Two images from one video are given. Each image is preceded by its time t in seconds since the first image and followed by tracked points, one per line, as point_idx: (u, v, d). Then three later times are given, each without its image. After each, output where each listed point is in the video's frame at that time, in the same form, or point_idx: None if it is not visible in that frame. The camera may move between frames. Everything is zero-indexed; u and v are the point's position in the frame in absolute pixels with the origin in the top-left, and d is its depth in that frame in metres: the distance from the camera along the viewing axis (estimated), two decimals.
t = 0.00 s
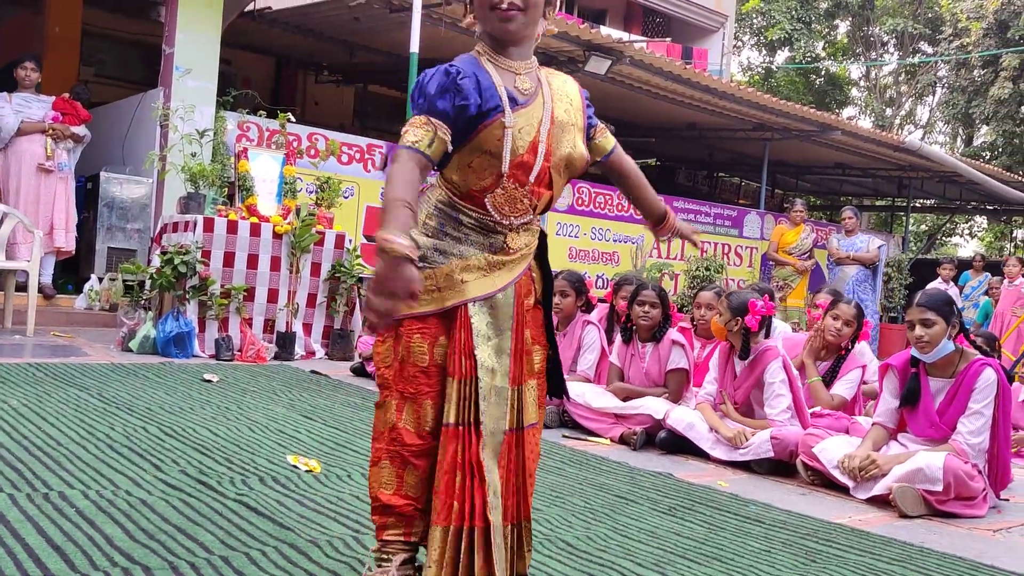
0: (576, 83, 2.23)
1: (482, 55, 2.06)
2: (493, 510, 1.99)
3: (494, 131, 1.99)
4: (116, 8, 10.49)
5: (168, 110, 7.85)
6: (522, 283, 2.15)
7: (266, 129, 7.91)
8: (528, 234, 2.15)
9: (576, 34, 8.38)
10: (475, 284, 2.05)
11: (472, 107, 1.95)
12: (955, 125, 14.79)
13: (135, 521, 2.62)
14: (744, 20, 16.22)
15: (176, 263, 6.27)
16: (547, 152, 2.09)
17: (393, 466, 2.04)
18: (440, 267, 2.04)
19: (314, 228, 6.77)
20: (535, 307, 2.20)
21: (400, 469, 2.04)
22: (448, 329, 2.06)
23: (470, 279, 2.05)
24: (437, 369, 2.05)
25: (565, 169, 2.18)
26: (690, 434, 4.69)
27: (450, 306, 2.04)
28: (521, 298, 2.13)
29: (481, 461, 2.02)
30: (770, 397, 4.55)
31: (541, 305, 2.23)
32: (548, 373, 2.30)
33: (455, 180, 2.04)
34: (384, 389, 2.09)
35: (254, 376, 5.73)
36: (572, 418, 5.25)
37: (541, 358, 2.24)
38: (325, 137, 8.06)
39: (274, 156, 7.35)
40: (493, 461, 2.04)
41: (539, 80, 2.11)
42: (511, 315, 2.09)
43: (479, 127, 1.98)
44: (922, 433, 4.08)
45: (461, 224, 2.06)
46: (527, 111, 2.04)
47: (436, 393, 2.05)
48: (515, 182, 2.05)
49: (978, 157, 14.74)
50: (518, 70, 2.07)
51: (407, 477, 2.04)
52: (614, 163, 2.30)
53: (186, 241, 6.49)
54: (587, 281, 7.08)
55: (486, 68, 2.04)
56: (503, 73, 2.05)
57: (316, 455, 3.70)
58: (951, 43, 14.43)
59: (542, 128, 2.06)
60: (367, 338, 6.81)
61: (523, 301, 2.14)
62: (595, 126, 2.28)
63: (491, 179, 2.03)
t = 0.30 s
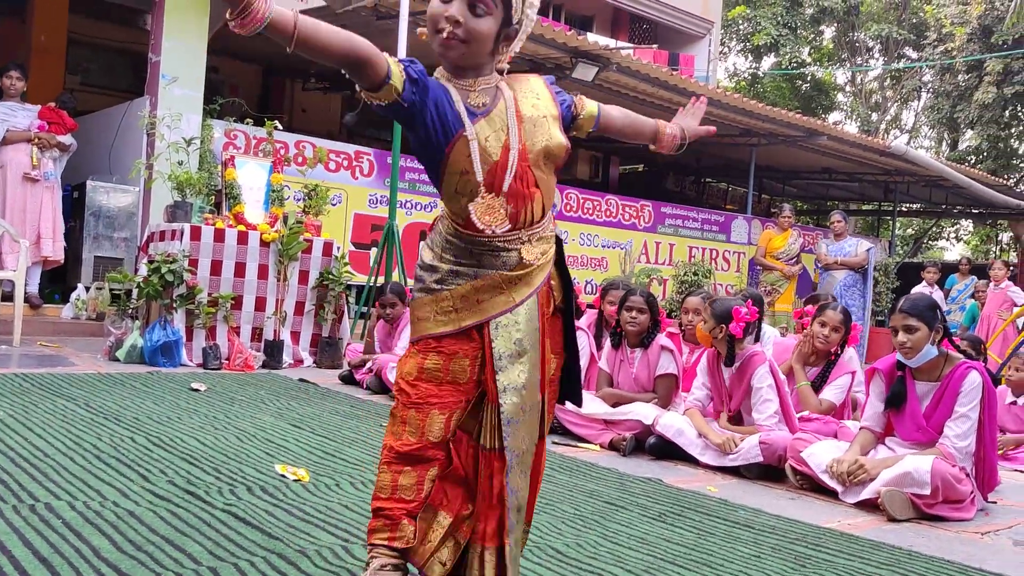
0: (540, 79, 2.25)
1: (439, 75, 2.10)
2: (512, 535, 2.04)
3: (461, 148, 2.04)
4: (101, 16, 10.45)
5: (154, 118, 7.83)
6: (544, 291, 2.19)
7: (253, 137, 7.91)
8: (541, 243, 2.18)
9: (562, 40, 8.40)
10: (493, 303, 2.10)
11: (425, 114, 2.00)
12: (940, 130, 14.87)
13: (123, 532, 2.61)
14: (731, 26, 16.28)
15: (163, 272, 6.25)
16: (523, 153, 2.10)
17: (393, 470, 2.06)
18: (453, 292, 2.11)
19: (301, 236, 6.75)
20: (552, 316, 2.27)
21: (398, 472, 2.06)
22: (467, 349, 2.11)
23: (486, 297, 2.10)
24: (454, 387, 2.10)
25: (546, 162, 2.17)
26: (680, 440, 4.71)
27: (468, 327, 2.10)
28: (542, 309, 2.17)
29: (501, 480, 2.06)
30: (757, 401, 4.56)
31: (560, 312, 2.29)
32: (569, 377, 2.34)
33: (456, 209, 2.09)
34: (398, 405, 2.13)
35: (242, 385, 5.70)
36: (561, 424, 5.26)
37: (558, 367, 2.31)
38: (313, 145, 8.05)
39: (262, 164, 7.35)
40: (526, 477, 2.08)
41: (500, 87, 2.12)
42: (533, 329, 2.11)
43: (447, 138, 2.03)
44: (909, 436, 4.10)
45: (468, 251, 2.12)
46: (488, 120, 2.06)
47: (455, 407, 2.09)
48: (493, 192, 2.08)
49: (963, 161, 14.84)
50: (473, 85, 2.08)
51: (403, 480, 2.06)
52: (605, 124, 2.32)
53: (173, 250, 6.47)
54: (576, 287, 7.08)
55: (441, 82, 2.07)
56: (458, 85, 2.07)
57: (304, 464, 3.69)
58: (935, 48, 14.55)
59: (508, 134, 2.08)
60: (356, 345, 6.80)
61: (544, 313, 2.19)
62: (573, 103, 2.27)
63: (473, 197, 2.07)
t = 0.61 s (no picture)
0: (539, 89, 2.27)
1: (440, 83, 2.12)
2: (504, 541, 2.08)
3: (459, 153, 2.05)
4: (91, 24, 10.42)
5: (145, 126, 7.81)
6: (532, 300, 2.22)
7: (244, 144, 7.90)
8: (531, 251, 2.21)
9: (553, 48, 8.42)
10: (477, 305, 2.12)
11: (427, 118, 2.02)
12: (929, 135, 14.93)
13: (114, 542, 2.59)
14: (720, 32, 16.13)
15: (154, 280, 6.23)
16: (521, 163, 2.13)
17: (374, 476, 2.00)
18: (439, 290, 2.13)
19: (293, 244, 6.74)
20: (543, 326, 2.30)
21: (378, 477, 2.00)
22: (451, 345, 2.11)
23: (471, 299, 2.12)
24: (438, 382, 2.07)
25: (542, 172, 2.19)
26: (672, 446, 4.71)
27: (453, 324, 2.11)
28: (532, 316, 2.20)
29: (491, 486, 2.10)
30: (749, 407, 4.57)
31: (550, 323, 2.32)
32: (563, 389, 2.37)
33: (449, 215, 2.12)
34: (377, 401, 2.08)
35: (234, 394, 5.69)
36: (555, 430, 5.27)
37: (551, 380, 2.33)
38: (304, 152, 8.05)
39: (253, 171, 7.32)
40: (522, 486, 2.12)
41: (499, 94, 2.15)
42: (524, 337, 2.15)
43: (446, 145, 2.05)
44: (901, 440, 4.11)
45: (462, 256, 2.14)
46: (486, 126, 2.08)
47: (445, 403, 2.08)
48: (486, 198, 2.08)
49: (953, 166, 14.92)
50: (473, 92, 2.11)
51: (383, 486, 2.00)
52: (606, 132, 2.34)
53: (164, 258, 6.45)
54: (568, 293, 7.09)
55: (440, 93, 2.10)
56: (458, 93, 2.10)
57: (297, 472, 3.68)
58: (924, 54, 14.64)
59: (504, 141, 2.10)
60: (348, 352, 6.79)
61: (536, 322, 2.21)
62: (572, 111, 2.30)
63: (470, 201, 2.08)
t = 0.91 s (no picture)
0: (534, 167, 2.19)
1: (444, 154, 2.00)
2: None
3: (449, 235, 1.93)
4: (86, 30, 10.43)
5: (140, 132, 7.81)
6: (488, 375, 2.09)
7: (239, 150, 7.90)
8: (489, 332, 2.09)
9: (548, 54, 8.44)
10: (432, 374, 1.98)
11: (423, 195, 1.90)
12: (923, 140, 14.99)
13: (110, 549, 2.58)
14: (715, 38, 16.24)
15: (149, 286, 6.23)
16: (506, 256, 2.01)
17: (365, 543, 1.85)
18: (396, 357, 1.97)
19: (288, 249, 6.73)
20: (513, 390, 2.15)
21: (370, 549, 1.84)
22: (423, 406, 1.94)
23: (426, 368, 1.98)
24: (417, 442, 1.89)
25: (523, 265, 2.09)
26: (668, 451, 4.71)
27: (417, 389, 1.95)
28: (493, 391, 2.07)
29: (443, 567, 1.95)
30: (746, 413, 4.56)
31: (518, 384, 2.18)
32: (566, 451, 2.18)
33: (418, 284, 1.96)
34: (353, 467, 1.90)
35: (229, 400, 5.68)
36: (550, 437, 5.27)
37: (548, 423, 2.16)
38: (300, 158, 8.04)
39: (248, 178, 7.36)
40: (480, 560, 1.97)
41: (497, 177, 2.05)
42: (484, 413, 2.00)
43: (432, 226, 1.92)
44: (897, 445, 4.12)
45: (419, 324, 2.00)
46: (480, 213, 1.96)
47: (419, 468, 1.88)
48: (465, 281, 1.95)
49: (946, 171, 14.98)
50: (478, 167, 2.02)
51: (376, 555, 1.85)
52: (600, 219, 2.28)
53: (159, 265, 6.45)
54: (564, 298, 7.11)
55: (440, 164, 1.98)
56: (458, 170, 1.99)
57: (292, 479, 3.66)
58: (917, 59, 14.73)
59: (494, 226, 1.98)
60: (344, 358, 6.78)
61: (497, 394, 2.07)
62: (567, 196, 2.24)
63: (445, 280, 1.95)
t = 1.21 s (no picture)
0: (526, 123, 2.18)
1: (447, 101, 1.98)
2: None
3: (448, 172, 1.91)
4: (85, 33, 10.43)
5: (140, 136, 7.81)
6: (482, 325, 2.08)
7: (238, 154, 7.90)
8: (477, 281, 2.05)
9: (547, 57, 8.44)
10: (433, 340, 1.95)
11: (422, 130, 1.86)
12: (922, 144, 15.01)
13: (110, 553, 2.58)
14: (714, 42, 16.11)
15: (149, 290, 6.22)
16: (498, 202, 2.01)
17: (374, 539, 1.87)
18: (396, 328, 1.93)
19: (288, 253, 6.74)
20: (505, 334, 2.14)
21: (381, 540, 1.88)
22: (421, 388, 1.94)
23: (427, 337, 1.95)
24: (419, 430, 1.90)
25: (514, 217, 2.08)
26: (668, 455, 4.72)
27: (416, 364, 1.92)
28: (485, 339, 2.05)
29: (439, 525, 1.93)
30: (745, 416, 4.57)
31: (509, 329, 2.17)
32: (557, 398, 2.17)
33: (410, 230, 1.93)
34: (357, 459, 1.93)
35: (229, 403, 5.68)
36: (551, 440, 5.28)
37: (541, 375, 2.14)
38: (299, 161, 8.04)
39: (247, 181, 7.34)
40: (480, 519, 1.95)
41: (495, 126, 2.04)
42: (479, 365, 1.99)
43: (430, 163, 1.89)
44: (897, 448, 4.11)
45: (413, 279, 1.95)
46: (480, 155, 1.96)
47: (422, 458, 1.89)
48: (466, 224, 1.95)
49: (945, 175, 14.99)
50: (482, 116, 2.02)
51: (386, 546, 1.88)
52: (587, 157, 2.27)
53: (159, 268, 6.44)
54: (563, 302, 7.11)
55: (450, 111, 1.95)
56: (459, 113, 1.98)
57: (292, 483, 3.66)
58: (916, 63, 14.75)
59: (493, 171, 1.98)
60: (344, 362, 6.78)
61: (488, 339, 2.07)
62: (551, 140, 2.24)
63: (441, 223, 1.93)
